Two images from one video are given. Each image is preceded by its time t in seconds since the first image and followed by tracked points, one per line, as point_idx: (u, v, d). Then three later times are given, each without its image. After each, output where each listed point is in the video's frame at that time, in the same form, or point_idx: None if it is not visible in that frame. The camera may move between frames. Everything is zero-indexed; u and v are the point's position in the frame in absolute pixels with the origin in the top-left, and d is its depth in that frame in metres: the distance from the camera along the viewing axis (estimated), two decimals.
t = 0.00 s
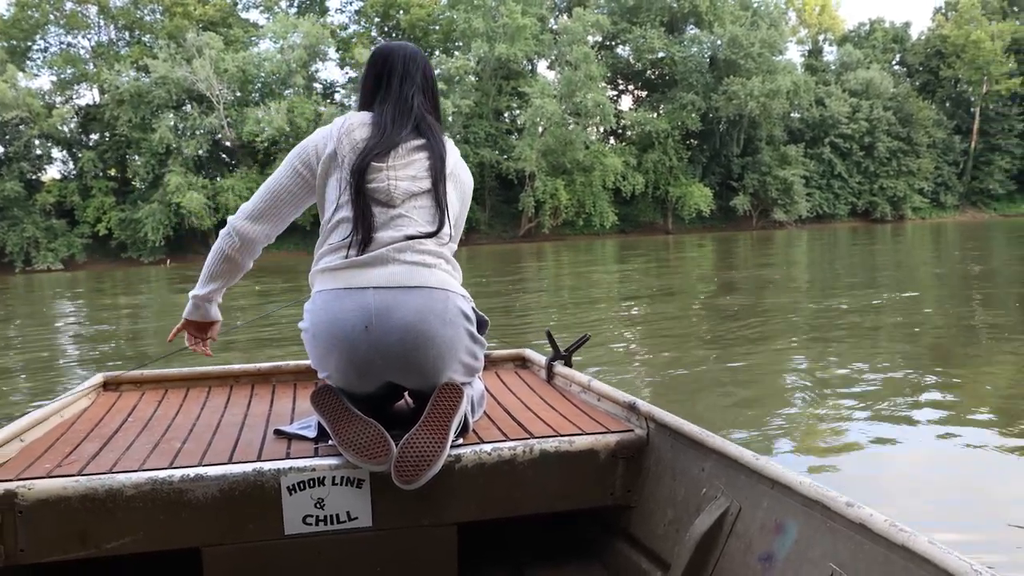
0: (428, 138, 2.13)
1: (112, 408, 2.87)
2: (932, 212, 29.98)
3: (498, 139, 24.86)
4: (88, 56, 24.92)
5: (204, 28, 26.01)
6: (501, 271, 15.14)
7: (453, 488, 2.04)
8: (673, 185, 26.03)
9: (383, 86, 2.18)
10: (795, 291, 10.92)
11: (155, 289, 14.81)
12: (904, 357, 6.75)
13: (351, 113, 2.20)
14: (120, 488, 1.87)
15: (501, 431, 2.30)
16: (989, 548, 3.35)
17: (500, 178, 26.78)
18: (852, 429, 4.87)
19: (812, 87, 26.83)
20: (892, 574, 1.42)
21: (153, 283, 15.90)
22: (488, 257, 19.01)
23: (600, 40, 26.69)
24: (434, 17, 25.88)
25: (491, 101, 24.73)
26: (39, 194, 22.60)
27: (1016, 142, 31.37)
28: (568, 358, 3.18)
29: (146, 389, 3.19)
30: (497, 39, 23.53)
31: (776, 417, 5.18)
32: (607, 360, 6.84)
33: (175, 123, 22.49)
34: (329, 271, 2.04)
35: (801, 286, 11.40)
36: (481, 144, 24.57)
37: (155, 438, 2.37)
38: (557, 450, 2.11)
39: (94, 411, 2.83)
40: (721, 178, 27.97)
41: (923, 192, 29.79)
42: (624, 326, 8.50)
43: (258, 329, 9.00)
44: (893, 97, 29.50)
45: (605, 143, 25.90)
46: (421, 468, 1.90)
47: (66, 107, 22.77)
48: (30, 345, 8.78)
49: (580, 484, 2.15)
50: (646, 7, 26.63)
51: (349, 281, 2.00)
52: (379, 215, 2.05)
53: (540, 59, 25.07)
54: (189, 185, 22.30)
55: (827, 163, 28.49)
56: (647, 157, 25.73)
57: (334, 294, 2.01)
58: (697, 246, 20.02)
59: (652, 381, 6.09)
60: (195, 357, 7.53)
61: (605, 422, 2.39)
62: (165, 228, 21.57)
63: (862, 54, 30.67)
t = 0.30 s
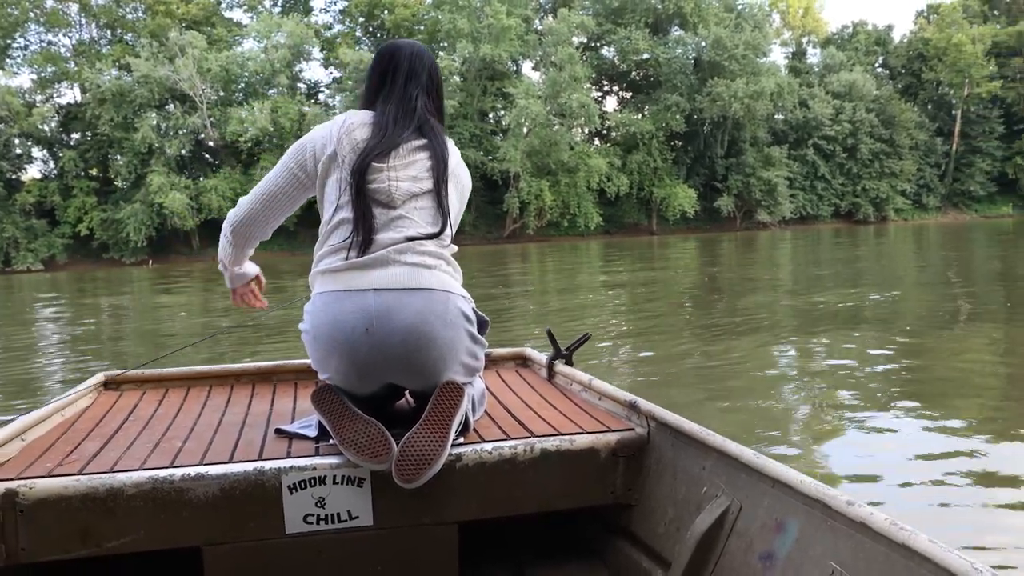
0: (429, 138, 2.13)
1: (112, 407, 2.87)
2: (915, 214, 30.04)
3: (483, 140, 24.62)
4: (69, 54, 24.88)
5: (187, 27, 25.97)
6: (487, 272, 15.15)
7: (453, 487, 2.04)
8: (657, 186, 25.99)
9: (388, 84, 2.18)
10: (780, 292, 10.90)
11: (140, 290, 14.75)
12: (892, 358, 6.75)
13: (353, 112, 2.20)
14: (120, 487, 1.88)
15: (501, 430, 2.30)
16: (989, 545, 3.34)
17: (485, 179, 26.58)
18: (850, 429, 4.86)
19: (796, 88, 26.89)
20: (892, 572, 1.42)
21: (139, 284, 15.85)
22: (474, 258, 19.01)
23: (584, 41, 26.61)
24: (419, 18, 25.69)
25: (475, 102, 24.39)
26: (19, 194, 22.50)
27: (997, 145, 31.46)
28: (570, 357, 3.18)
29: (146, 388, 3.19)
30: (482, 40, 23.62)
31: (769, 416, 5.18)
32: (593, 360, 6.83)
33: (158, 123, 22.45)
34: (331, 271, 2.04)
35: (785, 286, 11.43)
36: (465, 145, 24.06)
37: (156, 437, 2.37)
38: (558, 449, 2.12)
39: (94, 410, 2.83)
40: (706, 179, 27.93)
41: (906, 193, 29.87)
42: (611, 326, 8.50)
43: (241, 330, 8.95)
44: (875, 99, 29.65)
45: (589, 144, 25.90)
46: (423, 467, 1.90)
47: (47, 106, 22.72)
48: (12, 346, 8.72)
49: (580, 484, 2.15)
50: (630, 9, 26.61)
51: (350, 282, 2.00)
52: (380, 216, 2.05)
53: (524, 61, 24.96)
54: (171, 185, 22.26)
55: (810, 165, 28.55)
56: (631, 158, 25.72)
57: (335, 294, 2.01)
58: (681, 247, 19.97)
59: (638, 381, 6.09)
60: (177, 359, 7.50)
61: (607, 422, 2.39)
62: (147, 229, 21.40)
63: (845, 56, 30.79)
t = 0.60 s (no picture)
0: (421, 135, 2.12)
1: (111, 404, 2.87)
2: (898, 216, 30.11)
3: (468, 141, 24.36)
4: (51, 54, 24.72)
5: (170, 27, 25.84)
6: (473, 273, 15.14)
7: (452, 485, 2.04)
8: (642, 188, 25.94)
9: (383, 80, 2.17)
10: (766, 293, 10.89)
11: (125, 291, 14.63)
12: (879, 359, 6.76)
13: (347, 109, 2.20)
14: (119, 483, 1.88)
15: (500, 428, 2.30)
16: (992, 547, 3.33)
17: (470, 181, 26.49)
18: (847, 429, 4.86)
19: (781, 91, 26.91)
20: (890, 572, 1.42)
21: (126, 284, 15.76)
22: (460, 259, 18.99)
23: (570, 42, 26.49)
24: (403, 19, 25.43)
25: (461, 103, 24.33)
26: None
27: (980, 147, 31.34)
28: (568, 355, 3.19)
29: (145, 384, 3.19)
30: (466, 41, 23.42)
31: (761, 417, 5.18)
32: (580, 361, 6.81)
33: (141, 123, 22.34)
34: (326, 267, 2.04)
35: (771, 288, 11.44)
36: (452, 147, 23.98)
37: (154, 434, 2.37)
38: (556, 447, 2.12)
39: (92, 406, 2.84)
40: (690, 181, 27.92)
41: (889, 195, 29.96)
42: (598, 327, 8.49)
43: (226, 332, 8.88)
44: (858, 102, 29.72)
45: (574, 146, 25.85)
46: (420, 465, 1.90)
47: (29, 106, 22.60)
48: None
49: (579, 482, 2.15)
50: (616, 11, 26.54)
51: (345, 281, 2.00)
52: (371, 214, 2.05)
53: (510, 62, 24.89)
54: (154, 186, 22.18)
55: (794, 166, 28.61)
56: (616, 160, 25.67)
57: (331, 291, 2.01)
58: (666, 249, 19.96)
59: (626, 382, 6.07)
60: (160, 360, 7.44)
61: (606, 420, 2.39)
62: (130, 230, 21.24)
63: (829, 59, 30.91)
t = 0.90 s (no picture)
0: (416, 130, 2.10)
1: (110, 401, 2.87)
2: (882, 217, 30.25)
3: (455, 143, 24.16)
4: (33, 54, 24.49)
5: (154, 28, 25.77)
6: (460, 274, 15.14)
7: (451, 484, 2.04)
8: (629, 189, 25.94)
9: (380, 78, 2.17)
10: (752, 295, 10.90)
11: (110, 293, 14.55)
12: (865, 360, 6.78)
13: (345, 107, 2.21)
14: (117, 481, 1.88)
15: (499, 427, 2.30)
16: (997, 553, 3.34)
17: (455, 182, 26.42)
18: (846, 433, 4.86)
19: (766, 93, 26.99)
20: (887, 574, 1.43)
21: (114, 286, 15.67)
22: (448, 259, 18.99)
23: (556, 44, 26.49)
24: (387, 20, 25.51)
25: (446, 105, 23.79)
26: None
27: (963, 149, 31.38)
28: (566, 355, 3.19)
29: (144, 382, 3.19)
30: (453, 42, 23.41)
31: (755, 419, 5.18)
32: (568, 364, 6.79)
33: (125, 124, 22.14)
34: (324, 266, 2.05)
35: (757, 289, 11.46)
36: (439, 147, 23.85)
37: (152, 432, 2.36)
38: (554, 447, 2.12)
39: (93, 403, 2.84)
40: (677, 183, 27.88)
41: (874, 197, 30.09)
42: (586, 328, 8.49)
43: (211, 334, 8.84)
44: (843, 104, 29.76)
45: (561, 147, 25.86)
46: (419, 464, 1.90)
47: (12, 108, 22.39)
48: None
49: (577, 482, 2.15)
50: (602, 13, 26.52)
51: (345, 279, 2.00)
52: (363, 211, 2.04)
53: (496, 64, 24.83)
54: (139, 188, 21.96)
55: (779, 168, 28.68)
56: (602, 161, 25.67)
57: (331, 290, 2.01)
58: (654, 250, 19.97)
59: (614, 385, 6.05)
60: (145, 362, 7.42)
61: (604, 420, 2.39)
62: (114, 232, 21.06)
63: (814, 61, 30.97)
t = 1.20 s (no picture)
0: (424, 132, 2.10)
1: (110, 402, 2.87)
2: (867, 217, 30.33)
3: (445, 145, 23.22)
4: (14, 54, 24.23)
5: (138, 27, 25.64)
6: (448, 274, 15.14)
7: (450, 484, 2.04)
8: (615, 190, 25.97)
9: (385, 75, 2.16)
10: (739, 295, 10.90)
11: (97, 294, 14.50)
12: (853, 359, 6.78)
13: (350, 105, 2.17)
14: (117, 482, 1.88)
15: (498, 428, 2.31)
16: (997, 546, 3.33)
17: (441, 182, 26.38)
18: (842, 429, 4.88)
19: (751, 93, 27.05)
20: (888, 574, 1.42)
21: (103, 288, 15.62)
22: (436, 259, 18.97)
23: (542, 45, 26.47)
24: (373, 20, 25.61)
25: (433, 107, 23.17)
26: None
27: (947, 149, 31.46)
28: (566, 356, 3.19)
29: (144, 383, 3.19)
30: (440, 43, 23.51)
31: (751, 418, 5.17)
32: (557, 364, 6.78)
33: (109, 125, 21.99)
34: (327, 268, 2.05)
35: (744, 289, 11.46)
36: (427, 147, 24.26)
37: (152, 432, 2.37)
38: (553, 447, 2.12)
39: (92, 404, 2.84)
40: (662, 183, 28.01)
41: (859, 197, 30.17)
42: (574, 327, 8.47)
43: (199, 336, 8.81)
44: (828, 105, 29.81)
45: (547, 148, 25.87)
46: (419, 464, 1.90)
47: None
48: None
49: (577, 483, 2.15)
50: (589, 13, 26.31)
51: (348, 281, 2.01)
52: (370, 215, 2.04)
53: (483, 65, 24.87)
54: (123, 189, 21.74)
55: (765, 168, 28.72)
56: (589, 162, 25.67)
57: (332, 293, 2.02)
58: (641, 251, 19.94)
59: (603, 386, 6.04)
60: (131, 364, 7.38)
61: (604, 421, 2.39)
62: (99, 234, 20.91)
63: (800, 61, 31.01)
